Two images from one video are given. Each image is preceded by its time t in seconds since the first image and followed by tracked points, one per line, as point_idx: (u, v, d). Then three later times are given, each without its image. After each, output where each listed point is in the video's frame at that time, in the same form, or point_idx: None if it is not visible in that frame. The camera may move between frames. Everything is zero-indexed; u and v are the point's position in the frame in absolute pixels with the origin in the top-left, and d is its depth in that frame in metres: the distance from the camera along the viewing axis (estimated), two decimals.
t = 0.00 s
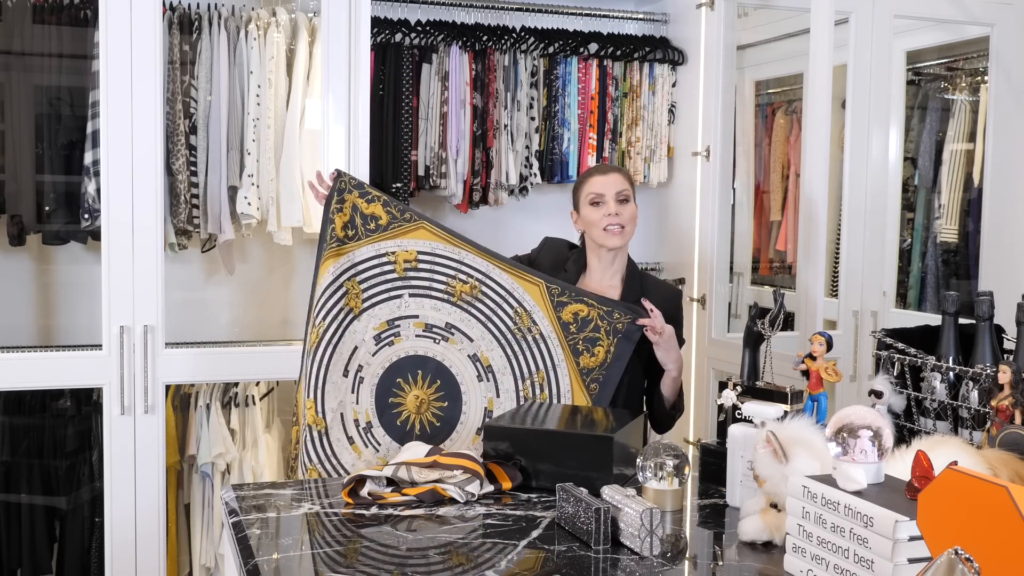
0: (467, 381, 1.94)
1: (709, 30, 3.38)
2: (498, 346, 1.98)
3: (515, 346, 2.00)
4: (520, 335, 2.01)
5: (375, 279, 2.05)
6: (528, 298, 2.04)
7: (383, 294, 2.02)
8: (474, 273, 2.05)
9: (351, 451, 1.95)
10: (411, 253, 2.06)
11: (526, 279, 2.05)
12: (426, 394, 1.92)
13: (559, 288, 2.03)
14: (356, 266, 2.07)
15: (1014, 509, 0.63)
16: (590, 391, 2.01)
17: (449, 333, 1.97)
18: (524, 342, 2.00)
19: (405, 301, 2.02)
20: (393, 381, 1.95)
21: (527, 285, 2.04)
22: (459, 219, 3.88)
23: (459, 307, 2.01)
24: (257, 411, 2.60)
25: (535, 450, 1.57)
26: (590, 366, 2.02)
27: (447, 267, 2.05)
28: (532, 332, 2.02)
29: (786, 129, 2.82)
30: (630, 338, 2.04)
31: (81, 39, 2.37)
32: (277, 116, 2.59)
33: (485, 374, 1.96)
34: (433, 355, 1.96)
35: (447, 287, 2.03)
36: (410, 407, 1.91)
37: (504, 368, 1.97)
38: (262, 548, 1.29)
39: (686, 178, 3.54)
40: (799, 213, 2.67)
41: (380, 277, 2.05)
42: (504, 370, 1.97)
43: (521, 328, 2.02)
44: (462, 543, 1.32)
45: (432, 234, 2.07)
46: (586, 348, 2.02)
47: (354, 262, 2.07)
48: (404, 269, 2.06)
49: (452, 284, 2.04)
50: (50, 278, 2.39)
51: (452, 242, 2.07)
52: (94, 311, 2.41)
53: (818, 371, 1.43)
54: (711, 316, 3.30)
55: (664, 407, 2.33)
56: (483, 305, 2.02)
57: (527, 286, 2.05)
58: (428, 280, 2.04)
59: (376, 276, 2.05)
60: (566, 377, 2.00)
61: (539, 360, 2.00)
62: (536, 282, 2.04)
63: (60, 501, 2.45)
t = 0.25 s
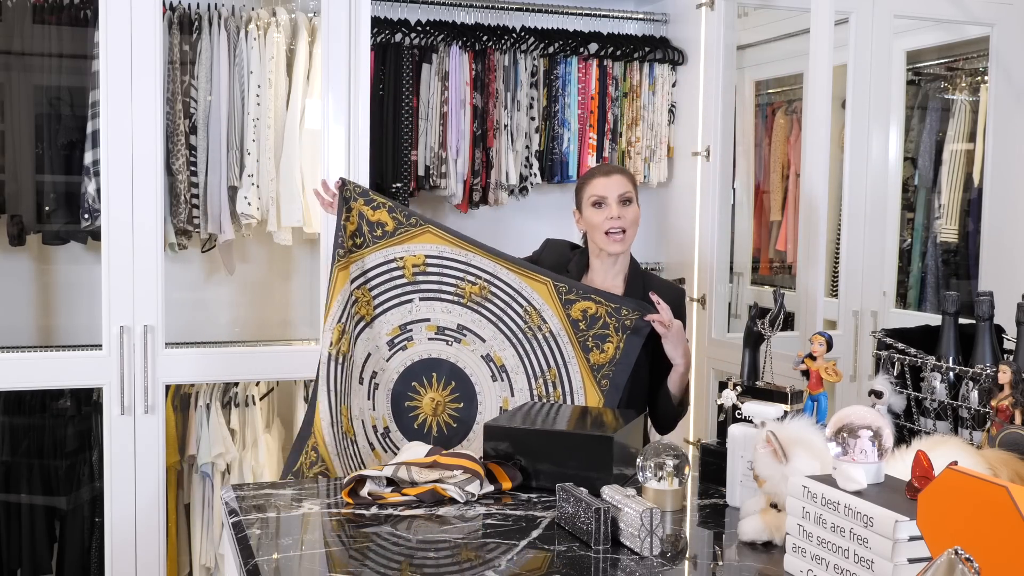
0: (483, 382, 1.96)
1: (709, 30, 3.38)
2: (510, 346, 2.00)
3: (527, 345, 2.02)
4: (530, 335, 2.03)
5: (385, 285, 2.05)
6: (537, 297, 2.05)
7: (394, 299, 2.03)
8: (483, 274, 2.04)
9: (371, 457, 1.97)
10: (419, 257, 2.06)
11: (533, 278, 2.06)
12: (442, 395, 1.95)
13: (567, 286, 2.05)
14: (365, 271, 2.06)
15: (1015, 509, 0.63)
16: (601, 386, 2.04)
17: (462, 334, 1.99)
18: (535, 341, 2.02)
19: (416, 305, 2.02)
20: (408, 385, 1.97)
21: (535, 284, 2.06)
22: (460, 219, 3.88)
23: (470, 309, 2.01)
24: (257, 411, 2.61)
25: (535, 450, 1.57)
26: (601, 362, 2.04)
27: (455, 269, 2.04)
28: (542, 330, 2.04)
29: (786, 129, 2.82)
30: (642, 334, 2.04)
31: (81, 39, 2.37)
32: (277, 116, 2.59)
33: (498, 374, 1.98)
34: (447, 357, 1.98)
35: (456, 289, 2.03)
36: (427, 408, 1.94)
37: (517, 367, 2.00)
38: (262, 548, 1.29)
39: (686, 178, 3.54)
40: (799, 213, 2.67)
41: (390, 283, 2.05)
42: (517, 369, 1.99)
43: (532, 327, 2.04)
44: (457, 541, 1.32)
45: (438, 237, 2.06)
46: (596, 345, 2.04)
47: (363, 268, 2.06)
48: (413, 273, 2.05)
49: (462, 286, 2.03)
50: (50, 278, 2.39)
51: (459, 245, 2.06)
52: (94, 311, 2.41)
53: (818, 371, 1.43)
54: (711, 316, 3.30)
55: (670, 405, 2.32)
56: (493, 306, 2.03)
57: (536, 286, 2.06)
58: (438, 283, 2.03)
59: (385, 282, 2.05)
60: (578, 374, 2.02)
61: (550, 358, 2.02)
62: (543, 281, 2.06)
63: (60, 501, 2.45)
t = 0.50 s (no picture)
0: (486, 386, 2.03)
1: (709, 30, 3.38)
2: (513, 351, 2.06)
3: (531, 349, 2.07)
4: (534, 339, 2.08)
5: (389, 291, 2.12)
6: (540, 301, 2.09)
7: (399, 305, 2.10)
8: (485, 280, 2.10)
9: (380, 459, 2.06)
10: (422, 263, 2.12)
11: (537, 282, 2.10)
12: (448, 399, 2.02)
13: (570, 290, 2.08)
14: (370, 277, 2.13)
15: (1014, 509, 0.63)
16: (607, 389, 2.07)
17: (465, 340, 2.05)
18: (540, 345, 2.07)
19: (419, 311, 2.09)
20: (415, 390, 2.05)
21: (538, 288, 2.09)
22: (460, 219, 3.88)
23: (473, 314, 2.08)
24: (257, 411, 2.62)
25: (535, 450, 1.57)
26: (606, 365, 2.08)
27: (458, 275, 2.10)
28: (546, 335, 2.08)
29: (786, 129, 2.82)
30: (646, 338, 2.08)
31: (81, 39, 2.37)
32: (277, 116, 2.60)
33: (503, 379, 2.04)
34: (452, 363, 2.05)
35: (459, 295, 2.09)
36: (433, 412, 2.01)
37: (521, 372, 2.05)
38: (262, 548, 1.29)
39: (686, 178, 3.54)
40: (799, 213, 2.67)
41: (394, 288, 2.12)
42: (522, 373, 2.05)
43: (536, 331, 2.08)
44: (455, 539, 1.33)
45: (440, 244, 2.12)
46: (600, 348, 2.08)
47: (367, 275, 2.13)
48: (416, 279, 2.11)
49: (464, 292, 2.09)
50: (51, 278, 2.39)
51: (462, 250, 2.11)
52: (94, 311, 2.41)
53: (818, 371, 1.43)
54: (711, 316, 3.30)
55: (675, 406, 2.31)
56: (497, 311, 2.09)
57: (539, 290, 2.10)
58: (440, 289, 2.10)
59: (389, 288, 2.12)
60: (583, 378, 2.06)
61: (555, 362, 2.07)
62: (547, 285, 2.09)
63: (60, 501, 2.45)
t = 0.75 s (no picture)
0: (491, 385, 2.03)
1: (709, 30, 3.38)
2: (520, 350, 2.05)
3: (537, 349, 2.06)
4: (540, 338, 2.07)
5: (395, 290, 2.13)
6: (546, 300, 2.08)
7: (404, 304, 2.11)
8: (492, 278, 2.09)
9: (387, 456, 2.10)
10: (427, 262, 2.12)
11: (543, 281, 2.09)
12: (451, 401, 2.04)
13: (577, 289, 2.07)
14: (376, 278, 2.16)
15: (1014, 509, 0.63)
16: (612, 388, 2.07)
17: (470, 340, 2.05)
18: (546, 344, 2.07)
19: (424, 311, 2.09)
20: (420, 391, 2.06)
21: (545, 287, 2.09)
22: (460, 219, 3.88)
23: (479, 313, 2.07)
24: (257, 411, 2.62)
25: (535, 450, 1.57)
26: (612, 364, 2.07)
27: (464, 274, 2.10)
28: (552, 334, 2.08)
29: (786, 129, 2.82)
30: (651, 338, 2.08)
31: (81, 39, 2.37)
32: (277, 116, 2.59)
33: (508, 378, 2.04)
34: (457, 362, 2.05)
35: (465, 294, 2.09)
36: (436, 414, 2.04)
37: (527, 372, 2.05)
38: (262, 548, 1.29)
39: (686, 178, 3.54)
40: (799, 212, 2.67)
41: (399, 288, 2.13)
42: (527, 373, 2.05)
43: (542, 331, 2.08)
44: (455, 540, 1.33)
45: (446, 242, 2.12)
46: (606, 347, 2.07)
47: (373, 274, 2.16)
48: (422, 278, 2.12)
49: (470, 291, 2.09)
50: (50, 278, 2.39)
51: (468, 249, 2.11)
52: (94, 311, 2.41)
53: (818, 371, 1.43)
54: (711, 316, 3.30)
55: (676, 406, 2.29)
56: (502, 310, 2.08)
57: (545, 289, 2.09)
58: (446, 288, 2.10)
59: (395, 287, 2.13)
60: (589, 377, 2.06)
61: (561, 361, 2.06)
62: (553, 284, 2.09)
63: (60, 501, 2.45)
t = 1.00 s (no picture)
0: (492, 389, 2.03)
1: (709, 30, 3.38)
2: (520, 354, 2.05)
3: (537, 353, 2.06)
4: (540, 342, 2.07)
5: (394, 294, 2.14)
6: (545, 303, 2.09)
7: (403, 308, 2.12)
8: (491, 282, 2.11)
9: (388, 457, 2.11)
10: (427, 266, 2.14)
11: (543, 284, 2.10)
12: (452, 405, 2.03)
13: (577, 293, 2.08)
14: (375, 283, 2.17)
15: (1014, 509, 0.63)
16: (613, 393, 2.07)
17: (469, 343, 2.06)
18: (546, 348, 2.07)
19: (424, 315, 2.10)
20: (420, 394, 2.06)
21: (544, 291, 2.10)
22: (460, 219, 3.88)
23: (478, 317, 2.08)
24: (257, 411, 2.62)
25: (535, 450, 1.57)
26: (612, 368, 2.07)
27: (464, 278, 2.12)
28: (552, 338, 2.08)
29: (786, 129, 2.83)
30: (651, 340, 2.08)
31: (81, 39, 2.37)
32: (277, 116, 2.59)
33: (508, 382, 2.04)
34: (457, 366, 2.05)
35: (464, 298, 2.10)
36: (437, 417, 2.02)
37: (527, 376, 2.04)
38: (262, 548, 1.29)
39: (686, 178, 3.54)
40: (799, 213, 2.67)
41: (399, 292, 2.14)
42: (527, 377, 2.04)
43: (542, 334, 2.08)
44: (452, 540, 1.33)
45: (445, 246, 2.14)
46: (606, 351, 2.07)
47: (372, 279, 2.17)
48: (421, 283, 2.14)
49: (469, 295, 2.11)
50: (51, 278, 2.40)
51: (468, 253, 2.13)
52: (94, 311, 2.41)
53: (818, 371, 1.43)
54: (711, 317, 3.30)
55: (676, 407, 2.29)
56: (502, 313, 2.09)
57: (545, 292, 2.10)
58: (445, 292, 2.11)
59: (394, 291, 2.14)
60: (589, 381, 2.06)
61: (561, 365, 2.07)
62: (553, 287, 2.10)
63: (60, 501, 2.45)
